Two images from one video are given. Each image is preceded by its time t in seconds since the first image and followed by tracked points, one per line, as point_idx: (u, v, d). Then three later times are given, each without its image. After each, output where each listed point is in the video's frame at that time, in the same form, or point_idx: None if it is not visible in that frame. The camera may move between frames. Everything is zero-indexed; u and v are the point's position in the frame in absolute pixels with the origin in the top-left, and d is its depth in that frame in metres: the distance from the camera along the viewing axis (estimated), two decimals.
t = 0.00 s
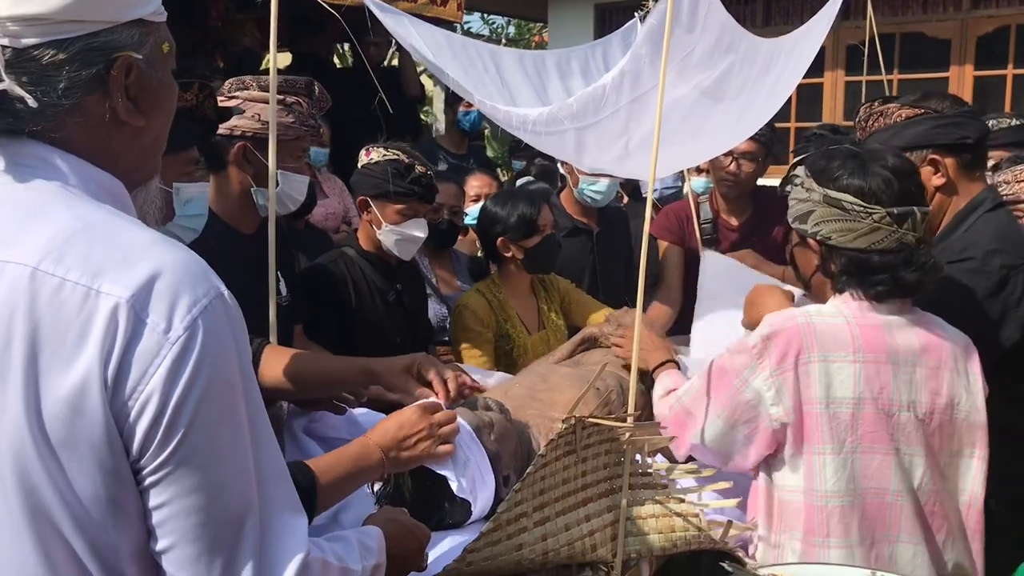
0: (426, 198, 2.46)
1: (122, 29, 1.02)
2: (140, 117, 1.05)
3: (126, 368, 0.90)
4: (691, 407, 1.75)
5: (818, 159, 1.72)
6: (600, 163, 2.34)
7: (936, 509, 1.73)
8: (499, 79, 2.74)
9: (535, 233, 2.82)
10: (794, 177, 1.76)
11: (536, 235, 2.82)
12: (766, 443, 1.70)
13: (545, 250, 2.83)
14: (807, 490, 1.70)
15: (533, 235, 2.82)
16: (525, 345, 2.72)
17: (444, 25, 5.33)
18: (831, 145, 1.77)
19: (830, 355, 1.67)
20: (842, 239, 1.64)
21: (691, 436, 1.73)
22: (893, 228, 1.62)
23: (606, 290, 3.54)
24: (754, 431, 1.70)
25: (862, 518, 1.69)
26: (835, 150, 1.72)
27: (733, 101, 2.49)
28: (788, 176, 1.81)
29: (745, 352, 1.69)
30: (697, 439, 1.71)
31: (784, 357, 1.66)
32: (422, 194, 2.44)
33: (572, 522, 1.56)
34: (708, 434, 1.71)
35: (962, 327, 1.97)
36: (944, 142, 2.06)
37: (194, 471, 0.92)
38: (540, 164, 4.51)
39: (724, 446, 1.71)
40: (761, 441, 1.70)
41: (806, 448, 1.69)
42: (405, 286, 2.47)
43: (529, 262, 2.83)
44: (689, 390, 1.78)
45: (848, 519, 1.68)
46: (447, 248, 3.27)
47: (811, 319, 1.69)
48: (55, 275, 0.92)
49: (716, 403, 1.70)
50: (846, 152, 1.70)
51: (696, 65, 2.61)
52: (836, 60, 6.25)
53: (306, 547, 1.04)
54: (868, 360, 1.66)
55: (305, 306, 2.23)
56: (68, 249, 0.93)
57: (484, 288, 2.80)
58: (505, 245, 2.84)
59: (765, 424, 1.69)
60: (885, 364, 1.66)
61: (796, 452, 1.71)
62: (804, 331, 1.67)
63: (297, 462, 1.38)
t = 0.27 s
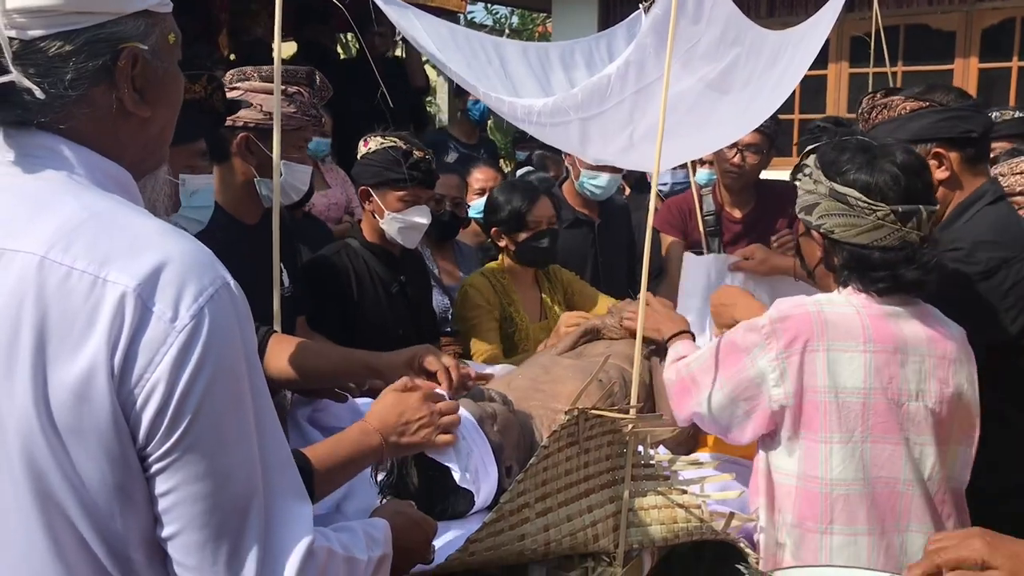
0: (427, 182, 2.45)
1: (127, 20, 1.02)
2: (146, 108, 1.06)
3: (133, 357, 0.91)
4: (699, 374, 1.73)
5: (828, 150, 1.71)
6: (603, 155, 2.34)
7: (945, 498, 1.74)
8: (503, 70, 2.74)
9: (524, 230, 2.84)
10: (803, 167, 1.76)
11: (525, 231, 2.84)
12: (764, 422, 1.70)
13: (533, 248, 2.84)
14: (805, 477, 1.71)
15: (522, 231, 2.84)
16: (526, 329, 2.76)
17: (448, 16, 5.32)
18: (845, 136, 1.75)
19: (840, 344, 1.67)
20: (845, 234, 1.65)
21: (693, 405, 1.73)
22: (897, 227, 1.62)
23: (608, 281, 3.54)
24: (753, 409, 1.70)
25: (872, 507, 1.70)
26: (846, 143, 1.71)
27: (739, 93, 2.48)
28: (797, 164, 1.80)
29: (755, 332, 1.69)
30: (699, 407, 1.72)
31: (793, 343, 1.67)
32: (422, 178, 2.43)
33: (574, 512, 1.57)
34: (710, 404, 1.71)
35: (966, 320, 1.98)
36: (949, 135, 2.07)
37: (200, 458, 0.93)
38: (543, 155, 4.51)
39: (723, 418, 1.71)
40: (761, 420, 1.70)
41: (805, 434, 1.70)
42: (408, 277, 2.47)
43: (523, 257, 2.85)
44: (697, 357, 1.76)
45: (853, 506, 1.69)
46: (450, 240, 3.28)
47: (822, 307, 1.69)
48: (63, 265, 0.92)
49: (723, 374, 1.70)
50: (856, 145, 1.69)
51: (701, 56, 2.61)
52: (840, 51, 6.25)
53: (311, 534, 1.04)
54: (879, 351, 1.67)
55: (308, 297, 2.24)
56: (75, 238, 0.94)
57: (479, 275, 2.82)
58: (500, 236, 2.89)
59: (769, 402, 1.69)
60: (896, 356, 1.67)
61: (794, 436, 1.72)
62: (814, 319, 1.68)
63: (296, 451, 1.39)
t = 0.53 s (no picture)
0: (432, 165, 2.46)
1: (136, 3, 1.01)
2: (154, 92, 1.06)
3: (140, 338, 0.91)
4: (701, 353, 1.76)
5: (852, 135, 1.69)
6: (608, 141, 2.39)
7: (945, 484, 1.74)
8: (507, 56, 2.73)
9: (521, 216, 2.82)
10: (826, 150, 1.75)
11: (523, 217, 2.82)
12: (761, 401, 1.71)
13: (528, 235, 2.80)
14: (801, 459, 1.71)
15: (519, 218, 2.83)
16: (529, 311, 2.77)
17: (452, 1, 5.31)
18: (874, 123, 1.72)
19: (839, 327, 1.67)
20: (854, 223, 1.65)
21: (693, 383, 1.76)
22: (906, 221, 1.61)
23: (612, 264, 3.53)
24: (752, 388, 1.71)
25: (871, 492, 1.69)
26: (871, 130, 1.68)
27: (744, 80, 2.45)
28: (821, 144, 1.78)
29: (755, 314, 1.70)
30: (699, 385, 1.74)
31: (792, 325, 1.67)
32: (429, 162, 2.45)
33: (577, 498, 1.58)
34: (710, 385, 1.73)
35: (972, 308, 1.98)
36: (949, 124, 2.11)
37: (206, 440, 0.93)
38: (548, 142, 4.51)
39: (722, 397, 1.73)
40: (758, 402, 1.71)
41: (802, 415, 1.71)
42: (412, 264, 2.48)
43: (526, 246, 2.83)
44: (701, 339, 1.78)
45: (852, 489, 1.68)
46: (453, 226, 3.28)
47: (822, 290, 1.70)
48: (71, 246, 0.92)
49: (726, 353, 1.71)
50: (880, 134, 1.66)
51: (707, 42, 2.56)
52: (845, 39, 6.25)
53: (316, 517, 1.05)
54: (878, 334, 1.67)
55: (311, 282, 2.25)
56: (84, 220, 0.94)
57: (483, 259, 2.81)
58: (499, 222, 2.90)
59: (767, 381, 1.69)
60: (896, 340, 1.67)
61: (791, 417, 1.72)
62: (814, 301, 1.68)
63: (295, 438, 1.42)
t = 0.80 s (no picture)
0: (437, 148, 2.47)
1: None
2: (160, 77, 1.05)
3: (149, 324, 0.91)
4: (704, 342, 1.77)
5: (859, 121, 1.68)
6: (611, 128, 2.38)
7: (946, 475, 1.73)
8: (510, 43, 2.72)
9: (513, 203, 2.81)
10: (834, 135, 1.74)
11: (514, 203, 2.80)
12: (763, 392, 1.72)
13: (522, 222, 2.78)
14: (802, 448, 1.72)
15: (511, 204, 2.82)
16: (530, 299, 2.77)
17: None
18: (884, 110, 1.71)
19: (840, 317, 1.66)
20: (854, 208, 1.64)
21: (695, 373, 1.77)
22: (906, 209, 1.59)
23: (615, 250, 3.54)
24: (754, 378, 1.72)
25: (871, 481, 1.69)
26: (879, 117, 1.67)
27: (747, 69, 2.42)
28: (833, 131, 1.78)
29: (756, 303, 1.70)
30: (701, 374, 1.76)
31: (792, 314, 1.67)
32: (434, 145, 2.45)
33: (580, 485, 1.58)
34: (711, 373, 1.75)
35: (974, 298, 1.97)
36: (946, 111, 2.07)
37: (214, 426, 0.94)
38: (552, 128, 4.50)
39: (723, 386, 1.75)
40: (760, 393, 1.72)
41: (802, 404, 1.71)
42: (417, 250, 2.46)
43: (524, 234, 2.82)
44: (704, 329, 1.80)
45: (851, 478, 1.69)
46: (455, 212, 3.27)
47: (824, 279, 1.69)
48: (79, 231, 0.92)
49: (729, 342, 1.72)
50: (886, 120, 1.65)
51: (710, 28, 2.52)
52: (851, 26, 6.23)
53: (321, 502, 1.05)
54: (879, 325, 1.66)
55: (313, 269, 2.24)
56: (92, 206, 0.93)
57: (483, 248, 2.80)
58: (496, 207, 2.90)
59: (767, 370, 1.70)
60: (897, 330, 1.66)
61: (792, 406, 1.72)
62: (815, 290, 1.68)
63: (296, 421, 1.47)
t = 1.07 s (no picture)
0: (438, 133, 2.46)
1: None
2: (163, 68, 1.05)
3: (154, 315, 0.91)
4: (698, 341, 1.74)
5: (853, 115, 1.68)
6: (613, 121, 2.36)
7: (950, 469, 1.73)
8: (513, 34, 2.71)
9: (507, 193, 2.82)
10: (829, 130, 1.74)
11: (508, 193, 2.82)
12: (760, 393, 1.71)
13: (514, 213, 2.78)
14: (805, 446, 1.71)
15: (506, 194, 2.83)
16: (530, 290, 2.77)
17: None
18: (879, 104, 1.71)
19: (837, 315, 1.67)
20: (849, 202, 1.64)
21: (688, 373, 1.74)
22: (901, 203, 1.59)
23: (619, 242, 3.52)
24: (750, 378, 1.71)
25: (868, 479, 1.69)
26: (874, 110, 1.67)
27: (752, 58, 2.39)
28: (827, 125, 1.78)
29: (752, 302, 1.70)
30: (695, 375, 1.73)
31: (789, 313, 1.67)
32: (433, 130, 2.44)
33: (583, 476, 1.58)
34: (707, 373, 1.71)
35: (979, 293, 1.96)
36: (951, 101, 2.12)
37: (221, 417, 0.94)
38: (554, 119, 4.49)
39: (718, 385, 1.71)
40: (758, 393, 1.71)
41: (801, 404, 1.71)
42: (422, 242, 2.45)
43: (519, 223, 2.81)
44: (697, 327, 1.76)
45: (849, 477, 1.69)
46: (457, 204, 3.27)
47: (821, 277, 1.69)
48: (84, 223, 0.92)
49: (725, 340, 1.71)
50: (882, 114, 1.65)
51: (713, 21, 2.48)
52: (854, 17, 6.21)
53: (325, 495, 1.05)
54: (876, 323, 1.66)
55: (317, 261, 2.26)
56: (97, 197, 0.93)
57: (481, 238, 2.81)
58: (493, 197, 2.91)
59: (765, 370, 1.70)
60: (895, 326, 1.66)
61: (790, 406, 1.72)
62: (812, 288, 1.67)
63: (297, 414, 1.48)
